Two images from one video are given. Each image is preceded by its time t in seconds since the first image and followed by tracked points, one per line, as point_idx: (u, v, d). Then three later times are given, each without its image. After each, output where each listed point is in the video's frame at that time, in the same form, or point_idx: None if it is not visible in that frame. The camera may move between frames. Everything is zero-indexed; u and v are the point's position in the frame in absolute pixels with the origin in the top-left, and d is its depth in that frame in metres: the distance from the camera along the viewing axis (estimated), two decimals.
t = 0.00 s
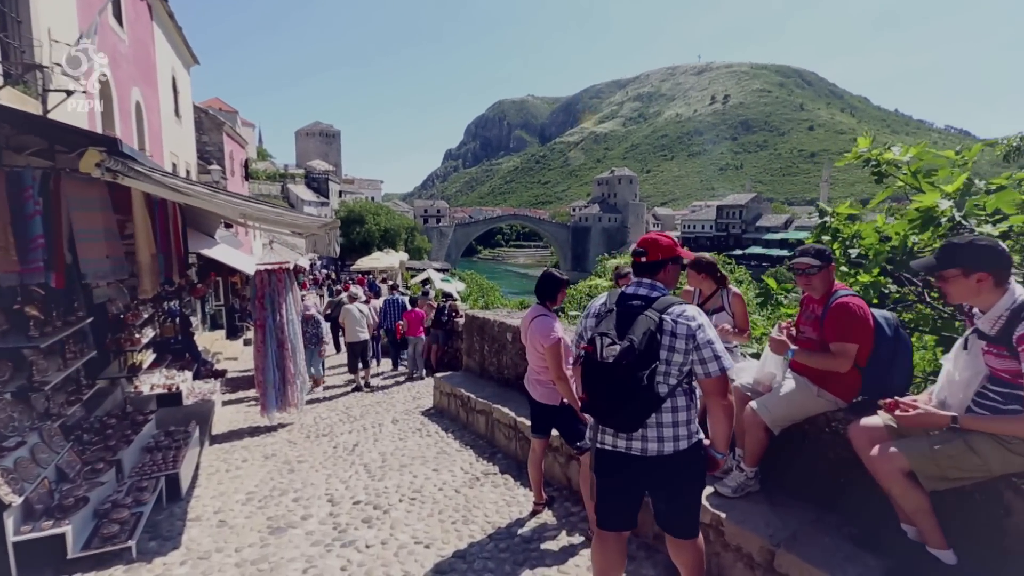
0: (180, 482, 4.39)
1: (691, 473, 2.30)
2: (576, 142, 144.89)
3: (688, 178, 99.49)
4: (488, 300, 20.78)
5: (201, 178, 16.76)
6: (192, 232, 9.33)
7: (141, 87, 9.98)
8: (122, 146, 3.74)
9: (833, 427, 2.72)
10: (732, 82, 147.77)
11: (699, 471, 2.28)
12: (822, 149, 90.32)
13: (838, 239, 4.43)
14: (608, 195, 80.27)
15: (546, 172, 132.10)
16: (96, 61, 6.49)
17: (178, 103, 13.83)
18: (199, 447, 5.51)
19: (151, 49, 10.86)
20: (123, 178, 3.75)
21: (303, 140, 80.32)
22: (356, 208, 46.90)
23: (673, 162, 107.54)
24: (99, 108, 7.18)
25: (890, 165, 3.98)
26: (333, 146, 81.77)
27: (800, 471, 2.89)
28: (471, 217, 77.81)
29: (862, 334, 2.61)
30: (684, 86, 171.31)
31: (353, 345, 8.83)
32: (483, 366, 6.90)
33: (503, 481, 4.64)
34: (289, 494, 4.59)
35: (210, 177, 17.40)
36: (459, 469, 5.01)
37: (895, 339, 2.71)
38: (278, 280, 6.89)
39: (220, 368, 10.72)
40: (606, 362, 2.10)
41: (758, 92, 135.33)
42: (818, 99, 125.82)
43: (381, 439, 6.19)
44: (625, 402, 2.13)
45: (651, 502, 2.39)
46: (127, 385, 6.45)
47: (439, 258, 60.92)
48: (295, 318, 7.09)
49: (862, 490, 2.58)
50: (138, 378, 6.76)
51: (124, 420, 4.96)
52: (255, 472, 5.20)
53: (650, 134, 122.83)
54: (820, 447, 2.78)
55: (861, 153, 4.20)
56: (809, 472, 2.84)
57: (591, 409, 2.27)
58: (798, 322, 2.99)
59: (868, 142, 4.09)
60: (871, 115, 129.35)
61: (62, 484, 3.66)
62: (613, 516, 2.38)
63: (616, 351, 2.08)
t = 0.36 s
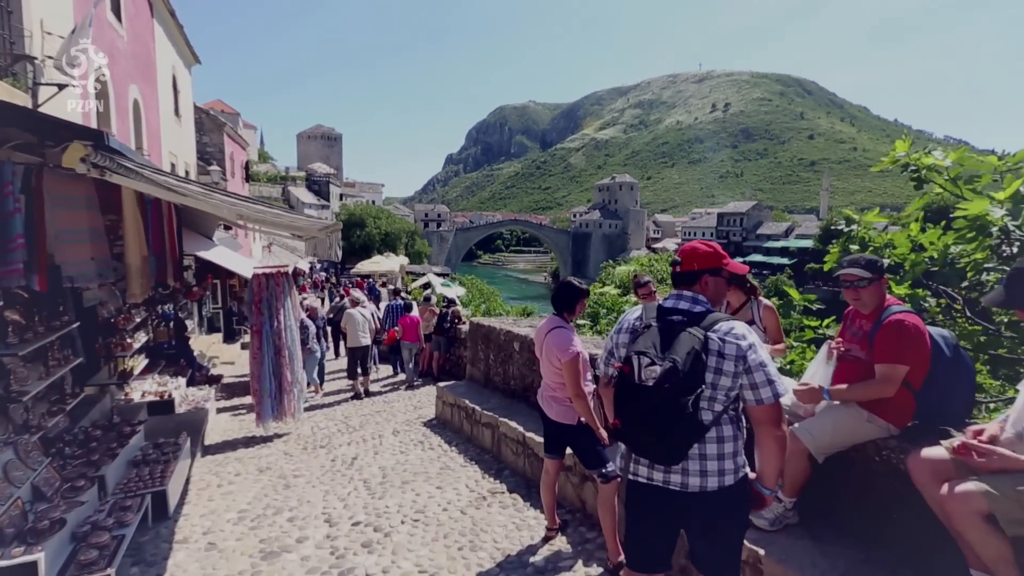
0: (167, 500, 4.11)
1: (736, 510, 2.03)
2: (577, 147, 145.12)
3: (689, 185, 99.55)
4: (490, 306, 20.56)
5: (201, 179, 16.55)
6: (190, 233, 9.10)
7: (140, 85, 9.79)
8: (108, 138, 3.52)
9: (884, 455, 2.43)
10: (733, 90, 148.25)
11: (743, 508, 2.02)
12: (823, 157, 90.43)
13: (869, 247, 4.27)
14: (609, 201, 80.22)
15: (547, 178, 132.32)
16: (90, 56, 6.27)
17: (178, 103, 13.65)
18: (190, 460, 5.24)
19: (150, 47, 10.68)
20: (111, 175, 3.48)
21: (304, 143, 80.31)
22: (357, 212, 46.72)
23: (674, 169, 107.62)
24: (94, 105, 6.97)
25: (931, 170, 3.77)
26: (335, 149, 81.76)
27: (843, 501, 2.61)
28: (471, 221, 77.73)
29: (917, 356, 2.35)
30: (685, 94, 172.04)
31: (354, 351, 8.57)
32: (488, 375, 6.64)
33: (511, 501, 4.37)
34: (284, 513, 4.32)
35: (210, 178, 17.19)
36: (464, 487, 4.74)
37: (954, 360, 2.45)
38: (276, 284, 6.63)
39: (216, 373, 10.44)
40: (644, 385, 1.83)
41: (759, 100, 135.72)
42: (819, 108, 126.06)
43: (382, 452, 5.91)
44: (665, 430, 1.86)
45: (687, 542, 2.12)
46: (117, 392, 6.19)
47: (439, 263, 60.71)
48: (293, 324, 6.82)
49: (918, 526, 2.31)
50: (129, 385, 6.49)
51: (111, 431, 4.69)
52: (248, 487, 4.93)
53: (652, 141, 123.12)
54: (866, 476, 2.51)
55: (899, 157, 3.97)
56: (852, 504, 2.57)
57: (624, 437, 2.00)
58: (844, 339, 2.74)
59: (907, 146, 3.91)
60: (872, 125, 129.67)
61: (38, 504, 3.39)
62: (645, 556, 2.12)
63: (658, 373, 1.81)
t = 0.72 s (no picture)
0: (156, 515, 3.84)
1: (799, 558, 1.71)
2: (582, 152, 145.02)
3: (694, 189, 99.24)
4: (494, 309, 20.28)
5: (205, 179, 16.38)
6: (191, 232, 8.88)
7: (142, 81, 9.59)
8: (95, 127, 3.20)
9: (955, 484, 2.16)
10: (738, 96, 148.16)
11: (808, 553, 1.70)
12: (829, 163, 89.94)
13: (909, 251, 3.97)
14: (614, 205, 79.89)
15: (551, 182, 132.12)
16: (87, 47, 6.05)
17: (182, 101, 13.50)
18: (184, 469, 4.98)
19: (153, 44, 10.51)
20: (103, 167, 3.24)
21: (310, 145, 80.49)
22: (361, 214, 46.62)
23: (679, 174, 107.35)
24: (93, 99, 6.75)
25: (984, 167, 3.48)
26: (340, 151, 81.83)
27: (899, 531, 2.33)
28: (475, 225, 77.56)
29: (997, 374, 2.06)
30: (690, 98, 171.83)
31: (357, 354, 8.31)
32: (497, 382, 6.37)
33: (524, 519, 4.09)
34: (281, 530, 4.05)
35: (213, 178, 17.02)
36: (473, 502, 4.47)
37: None
38: (277, 285, 6.38)
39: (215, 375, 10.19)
40: (700, 405, 1.55)
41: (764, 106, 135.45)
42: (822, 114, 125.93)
43: (385, 461, 5.64)
44: (723, 457, 1.58)
45: None
46: (111, 395, 5.94)
47: (443, 265, 60.53)
48: (294, 327, 6.57)
49: (996, 564, 2.02)
50: (123, 388, 6.25)
51: (100, 438, 4.43)
52: (244, 499, 4.66)
53: (656, 146, 122.83)
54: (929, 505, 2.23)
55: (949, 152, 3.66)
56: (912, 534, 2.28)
57: (670, 463, 1.72)
58: (905, 353, 2.45)
59: (959, 142, 3.64)
60: (878, 131, 129.11)
61: (14, 521, 3.13)
62: None
63: (717, 391, 1.53)
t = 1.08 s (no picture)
0: (149, 528, 3.59)
1: None
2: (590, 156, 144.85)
3: (703, 195, 98.61)
4: (503, 313, 20.00)
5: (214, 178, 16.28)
6: (197, 230, 8.68)
7: (151, 77, 9.44)
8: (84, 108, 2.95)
9: None
10: (749, 101, 147.25)
11: None
12: (840, 169, 88.98)
13: (963, 255, 3.63)
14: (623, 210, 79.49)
15: (559, 186, 132.03)
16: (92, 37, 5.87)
17: (192, 99, 13.39)
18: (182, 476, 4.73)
19: (163, 40, 10.38)
20: (96, 154, 3.02)
21: (320, 148, 80.89)
22: (370, 216, 46.59)
23: (688, 179, 106.72)
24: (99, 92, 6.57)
25: None
26: (350, 154, 82.13)
27: None
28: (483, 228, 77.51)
29: None
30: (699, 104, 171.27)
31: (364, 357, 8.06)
32: (509, 389, 6.08)
33: (541, 539, 3.81)
34: (282, 546, 3.78)
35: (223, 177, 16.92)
36: (486, 518, 4.19)
37: None
38: (283, 285, 6.15)
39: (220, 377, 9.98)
40: (790, 427, 1.28)
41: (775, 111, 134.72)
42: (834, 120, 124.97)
43: (393, 471, 5.37)
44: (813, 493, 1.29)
45: None
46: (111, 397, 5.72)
47: (451, 268, 60.39)
48: (299, 329, 6.34)
49: None
50: (123, 389, 6.04)
51: (94, 444, 4.19)
52: (244, 510, 4.40)
53: (665, 151, 122.39)
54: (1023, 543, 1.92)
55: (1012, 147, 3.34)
56: None
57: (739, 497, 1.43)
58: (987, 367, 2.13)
59: None
60: (891, 137, 127.75)
61: None
62: None
63: (812, 410, 1.26)
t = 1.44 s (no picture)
0: (142, 544, 3.34)
1: None
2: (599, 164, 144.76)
3: (713, 202, 97.98)
4: (512, 319, 19.69)
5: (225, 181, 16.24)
6: (205, 231, 8.52)
7: (162, 77, 9.33)
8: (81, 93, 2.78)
9: None
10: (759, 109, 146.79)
11: None
12: (853, 178, 88.06)
13: None
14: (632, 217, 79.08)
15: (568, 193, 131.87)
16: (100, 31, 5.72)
17: (204, 101, 13.34)
18: (182, 485, 4.49)
19: (176, 41, 10.33)
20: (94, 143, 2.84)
21: (331, 153, 81.43)
22: (379, 221, 46.65)
23: (698, 187, 106.20)
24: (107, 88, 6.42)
25: None
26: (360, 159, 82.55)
27: None
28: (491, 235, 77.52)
29: None
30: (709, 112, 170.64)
31: (372, 363, 7.81)
32: (524, 398, 5.80)
33: (562, 564, 3.51)
34: (283, 565, 3.52)
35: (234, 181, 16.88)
36: (502, 538, 3.91)
37: None
38: (290, 288, 5.93)
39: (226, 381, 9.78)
40: (927, 461, 1.10)
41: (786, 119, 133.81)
42: (846, 129, 124.00)
43: (402, 483, 5.11)
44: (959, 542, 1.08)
45: None
46: (112, 401, 5.52)
47: (459, 274, 60.27)
48: (308, 333, 6.12)
49: None
50: (125, 392, 5.83)
51: (90, 451, 3.97)
52: (246, 524, 4.15)
53: (675, 159, 122.00)
54: None
55: None
56: None
57: (847, 543, 1.23)
58: None
59: None
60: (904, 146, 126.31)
61: None
62: None
63: (952, 442, 1.10)
